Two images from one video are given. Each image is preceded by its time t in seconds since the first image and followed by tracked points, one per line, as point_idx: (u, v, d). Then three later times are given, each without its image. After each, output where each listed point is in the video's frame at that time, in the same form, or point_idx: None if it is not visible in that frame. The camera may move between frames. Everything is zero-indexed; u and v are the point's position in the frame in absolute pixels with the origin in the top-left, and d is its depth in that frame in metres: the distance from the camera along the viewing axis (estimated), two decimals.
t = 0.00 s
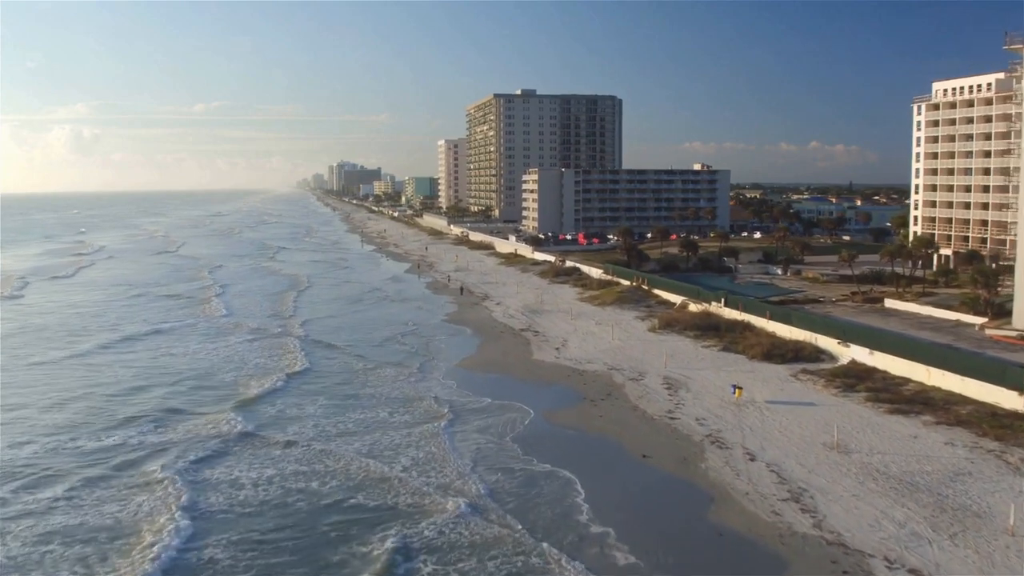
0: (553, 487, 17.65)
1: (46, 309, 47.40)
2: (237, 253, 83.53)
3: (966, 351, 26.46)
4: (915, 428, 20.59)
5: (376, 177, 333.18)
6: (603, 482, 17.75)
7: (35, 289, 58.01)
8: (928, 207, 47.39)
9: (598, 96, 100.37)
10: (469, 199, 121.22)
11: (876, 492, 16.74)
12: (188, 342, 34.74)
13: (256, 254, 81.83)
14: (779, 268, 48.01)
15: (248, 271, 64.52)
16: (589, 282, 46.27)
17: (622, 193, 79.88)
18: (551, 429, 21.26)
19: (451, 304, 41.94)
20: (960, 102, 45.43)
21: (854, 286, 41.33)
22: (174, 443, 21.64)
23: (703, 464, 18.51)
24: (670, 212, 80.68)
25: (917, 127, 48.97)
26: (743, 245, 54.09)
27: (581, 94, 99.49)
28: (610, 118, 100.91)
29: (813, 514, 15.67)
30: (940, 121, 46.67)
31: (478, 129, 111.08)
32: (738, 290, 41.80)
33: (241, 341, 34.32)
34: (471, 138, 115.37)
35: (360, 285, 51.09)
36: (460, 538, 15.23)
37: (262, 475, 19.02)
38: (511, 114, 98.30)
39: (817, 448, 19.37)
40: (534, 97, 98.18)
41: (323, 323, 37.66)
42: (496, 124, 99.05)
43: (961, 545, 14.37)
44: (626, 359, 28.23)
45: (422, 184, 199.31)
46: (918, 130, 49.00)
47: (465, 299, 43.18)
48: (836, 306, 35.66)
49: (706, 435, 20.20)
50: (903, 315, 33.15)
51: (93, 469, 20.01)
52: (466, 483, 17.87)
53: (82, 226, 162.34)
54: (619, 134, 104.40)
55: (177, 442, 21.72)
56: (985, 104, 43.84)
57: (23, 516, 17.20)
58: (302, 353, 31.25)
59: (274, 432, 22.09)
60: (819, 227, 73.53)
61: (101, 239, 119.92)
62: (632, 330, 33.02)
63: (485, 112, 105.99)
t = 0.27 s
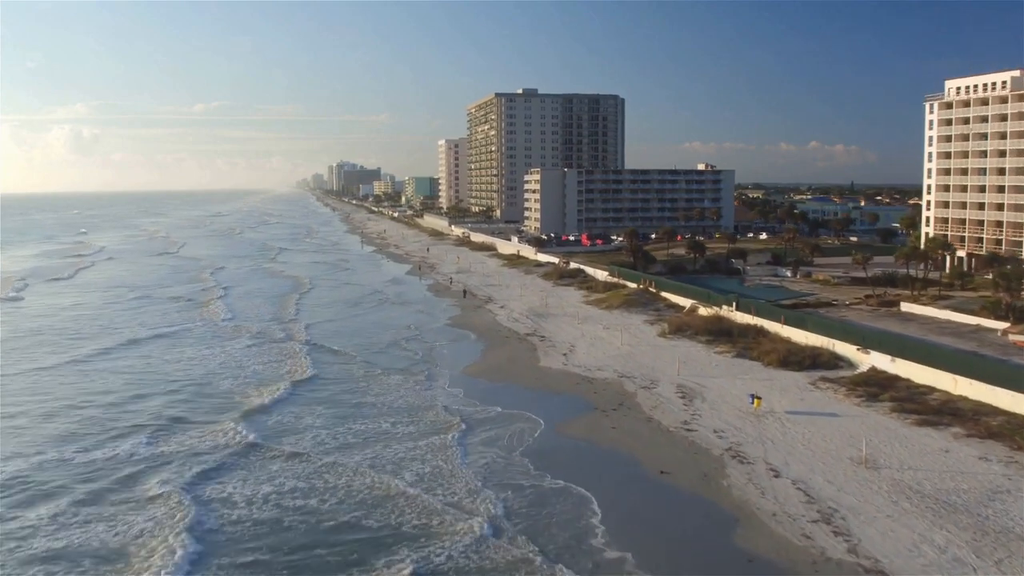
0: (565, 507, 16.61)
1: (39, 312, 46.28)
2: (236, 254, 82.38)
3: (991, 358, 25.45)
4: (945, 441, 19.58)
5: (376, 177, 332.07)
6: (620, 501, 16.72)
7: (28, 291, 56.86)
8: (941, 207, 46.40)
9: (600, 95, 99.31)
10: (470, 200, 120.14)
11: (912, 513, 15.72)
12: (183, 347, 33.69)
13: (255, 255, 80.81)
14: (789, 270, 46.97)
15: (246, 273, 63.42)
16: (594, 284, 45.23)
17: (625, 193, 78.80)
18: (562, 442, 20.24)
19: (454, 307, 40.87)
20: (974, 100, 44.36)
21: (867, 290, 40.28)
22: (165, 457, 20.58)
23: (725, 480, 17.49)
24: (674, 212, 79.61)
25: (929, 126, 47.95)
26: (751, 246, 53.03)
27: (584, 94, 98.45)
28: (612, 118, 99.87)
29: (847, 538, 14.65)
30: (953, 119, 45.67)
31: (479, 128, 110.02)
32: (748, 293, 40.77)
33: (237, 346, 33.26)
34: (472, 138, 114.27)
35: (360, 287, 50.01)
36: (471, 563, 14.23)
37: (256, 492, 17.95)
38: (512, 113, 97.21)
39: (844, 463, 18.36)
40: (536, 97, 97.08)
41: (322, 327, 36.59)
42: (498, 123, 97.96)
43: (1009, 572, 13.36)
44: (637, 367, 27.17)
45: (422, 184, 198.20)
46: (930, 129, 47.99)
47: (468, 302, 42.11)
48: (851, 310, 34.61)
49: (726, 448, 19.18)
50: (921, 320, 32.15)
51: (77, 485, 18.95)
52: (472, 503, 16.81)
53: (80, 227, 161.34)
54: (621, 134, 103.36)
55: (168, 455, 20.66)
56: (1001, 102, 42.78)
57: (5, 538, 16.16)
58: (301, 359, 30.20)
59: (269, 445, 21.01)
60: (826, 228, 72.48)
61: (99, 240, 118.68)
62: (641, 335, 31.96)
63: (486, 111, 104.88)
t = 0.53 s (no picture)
0: (578, 526, 15.72)
1: (33, 315, 45.31)
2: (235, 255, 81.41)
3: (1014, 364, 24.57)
4: (973, 453, 18.70)
5: (376, 177, 331.07)
6: (636, 520, 15.83)
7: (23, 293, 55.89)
8: (952, 208, 45.55)
9: (602, 94, 98.42)
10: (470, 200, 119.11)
11: (946, 533, 14.83)
12: (178, 351, 32.76)
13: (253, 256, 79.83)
14: (797, 271, 46.07)
15: (244, 274, 62.45)
16: (599, 286, 44.32)
17: (628, 193, 77.83)
18: (572, 455, 19.36)
19: (456, 310, 39.95)
20: (986, 98, 43.49)
21: (878, 293, 39.42)
22: (154, 470, 19.60)
23: (746, 497, 16.61)
24: (677, 213, 78.68)
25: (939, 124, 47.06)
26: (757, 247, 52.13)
27: (585, 93, 97.49)
28: (614, 118, 99.02)
29: (879, 561, 13.77)
30: (964, 118, 44.79)
31: (479, 128, 109.05)
32: (757, 295, 39.87)
33: (233, 351, 32.29)
34: (472, 138, 113.29)
35: (360, 289, 49.09)
36: None
37: (249, 509, 17.02)
38: (513, 112, 96.19)
39: (869, 478, 17.48)
40: (537, 96, 96.14)
41: (321, 331, 35.65)
42: (499, 122, 96.96)
43: None
44: (647, 373, 26.27)
45: (422, 184, 197.24)
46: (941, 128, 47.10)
47: (470, 305, 41.19)
48: (864, 313, 33.71)
49: (745, 462, 18.30)
50: (937, 324, 31.27)
51: (62, 499, 18.00)
52: (479, 521, 15.91)
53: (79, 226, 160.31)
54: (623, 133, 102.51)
55: (158, 468, 19.72)
56: (1013, 101, 41.94)
57: None
58: (298, 365, 29.27)
59: (265, 456, 20.09)
60: (832, 228, 71.59)
61: (96, 241, 117.65)
62: (650, 340, 31.05)
63: (487, 110, 103.86)
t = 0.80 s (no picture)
0: (595, 550, 14.65)
1: (27, 318, 44.18)
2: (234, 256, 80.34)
3: None
4: (1011, 469, 17.65)
5: (376, 177, 330.02)
6: (657, 544, 14.77)
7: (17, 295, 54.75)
8: (967, 208, 44.51)
9: (604, 93, 97.40)
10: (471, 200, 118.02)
11: (992, 558, 13.79)
12: (172, 357, 31.64)
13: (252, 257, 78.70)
14: (808, 273, 45.01)
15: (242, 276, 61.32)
16: (605, 288, 43.26)
17: (632, 192, 76.72)
18: (585, 470, 18.30)
19: (458, 313, 38.86)
20: (1001, 96, 42.41)
21: (892, 296, 38.39)
22: (142, 486, 18.49)
23: (773, 518, 15.56)
24: (681, 213, 77.60)
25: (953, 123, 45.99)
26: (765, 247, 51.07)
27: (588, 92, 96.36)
28: (617, 117, 98.06)
29: None
30: (979, 117, 43.70)
31: (480, 127, 107.93)
32: (768, 297, 38.84)
33: (228, 357, 31.17)
34: (473, 137, 112.23)
35: (361, 291, 48.00)
36: None
37: (242, 531, 15.92)
38: (515, 111, 95.03)
39: (903, 496, 16.44)
40: (539, 95, 94.97)
41: (320, 336, 34.55)
42: (500, 122, 95.80)
43: None
44: (659, 381, 25.21)
45: (422, 184, 196.14)
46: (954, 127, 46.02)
47: (474, 307, 40.13)
48: (881, 318, 32.65)
49: (770, 479, 17.25)
50: (958, 328, 30.23)
51: (44, 519, 16.90)
52: (489, 545, 14.83)
53: (77, 226, 159.14)
54: (626, 132, 101.50)
55: (147, 484, 18.61)
56: None
57: None
58: (297, 372, 28.16)
59: (260, 471, 18.99)
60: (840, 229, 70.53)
61: (94, 241, 116.51)
62: (660, 346, 29.98)
63: (488, 109, 102.70)
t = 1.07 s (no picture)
0: None
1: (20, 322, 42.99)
2: (232, 257, 79.13)
3: None
4: None
5: (376, 177, 329.05)
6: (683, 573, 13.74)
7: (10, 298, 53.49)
8: (982, 210, 43.54)
9: (607, 93, 96.46)
10: (472, 200, 115.95)
11: None
12: (166, 364, 30.50)
13: (251, 259, 77.56)
14: (819, 276, 44.03)
15: (241, 278, 60.15)
16: (612, 291, 42.22)
17: (636, 193, 75.68)
18: (600, 488, 17.28)
19: (462, 318, 37.77)
20: (1018, 95, 41.40)
21: (908, 299, 37.39)
22: (132, 504, 17.37)
23: (805, 543, 14.55)
24: (685, 214, 76.61)
25: (967, 123, 44.98)
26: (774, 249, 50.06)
27: (590, 91, 95.31)
28: (619, 116, 97.13)
29: None
30: (994, 116, 42.69)
31: (481, 127, 106.87)
32: (779, 301, 37.82)
33: (225, 363, 30.04)
34: (474, 137, 111.19)
35: (362, 294, 46.88)
36: None
37: (236, 556, 14.84)
38: (517, 111, 93.92)
39: (943, 519, 15.44)
40: (541, 94, 93.82)
41: (320, 341, 33.44)
42: (502, 121, 94.69)
43: None
44: (673, 390, 24.17)
45: (422, 185, 195.14)
46: (968, 126, 45.02)
47: (478, 311, 39.09)
48: (899, 323, 31.63)
49: (798, 500, 16.25)
50: (980, 334, 29.22)
51: (28, 541, 15.76)
52: (504, 573, 13.78)
53: (75, 227, 157.96)
54: (629, 133, 100.55)
55: (136, 501, 17.48)
56: None
57: None
58: (296, 380, 27.04)
59: (256, 487, 17.90)
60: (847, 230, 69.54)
61: (92, 242, 115.27)
62: (672, 353, 28.93)
63: (490, 109, 101.58)
